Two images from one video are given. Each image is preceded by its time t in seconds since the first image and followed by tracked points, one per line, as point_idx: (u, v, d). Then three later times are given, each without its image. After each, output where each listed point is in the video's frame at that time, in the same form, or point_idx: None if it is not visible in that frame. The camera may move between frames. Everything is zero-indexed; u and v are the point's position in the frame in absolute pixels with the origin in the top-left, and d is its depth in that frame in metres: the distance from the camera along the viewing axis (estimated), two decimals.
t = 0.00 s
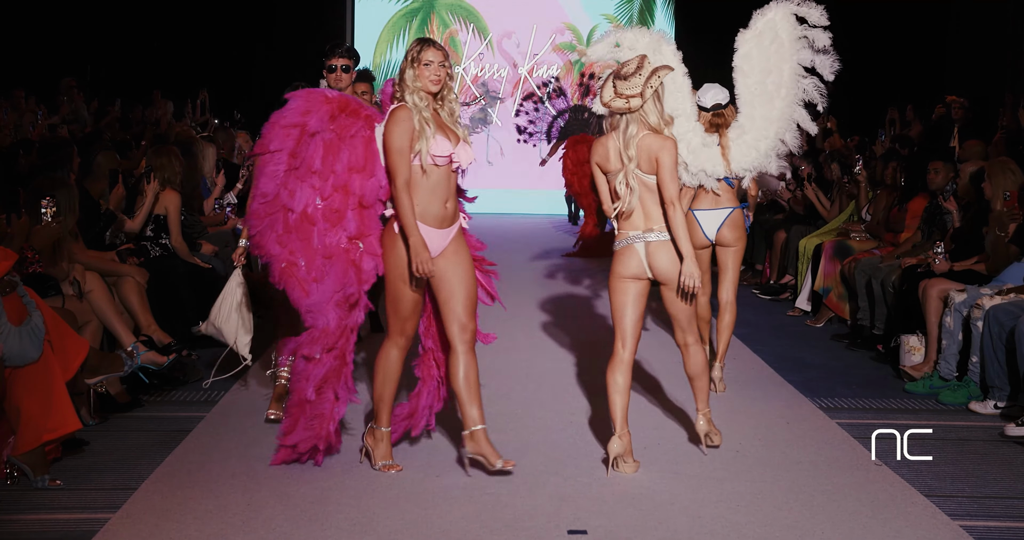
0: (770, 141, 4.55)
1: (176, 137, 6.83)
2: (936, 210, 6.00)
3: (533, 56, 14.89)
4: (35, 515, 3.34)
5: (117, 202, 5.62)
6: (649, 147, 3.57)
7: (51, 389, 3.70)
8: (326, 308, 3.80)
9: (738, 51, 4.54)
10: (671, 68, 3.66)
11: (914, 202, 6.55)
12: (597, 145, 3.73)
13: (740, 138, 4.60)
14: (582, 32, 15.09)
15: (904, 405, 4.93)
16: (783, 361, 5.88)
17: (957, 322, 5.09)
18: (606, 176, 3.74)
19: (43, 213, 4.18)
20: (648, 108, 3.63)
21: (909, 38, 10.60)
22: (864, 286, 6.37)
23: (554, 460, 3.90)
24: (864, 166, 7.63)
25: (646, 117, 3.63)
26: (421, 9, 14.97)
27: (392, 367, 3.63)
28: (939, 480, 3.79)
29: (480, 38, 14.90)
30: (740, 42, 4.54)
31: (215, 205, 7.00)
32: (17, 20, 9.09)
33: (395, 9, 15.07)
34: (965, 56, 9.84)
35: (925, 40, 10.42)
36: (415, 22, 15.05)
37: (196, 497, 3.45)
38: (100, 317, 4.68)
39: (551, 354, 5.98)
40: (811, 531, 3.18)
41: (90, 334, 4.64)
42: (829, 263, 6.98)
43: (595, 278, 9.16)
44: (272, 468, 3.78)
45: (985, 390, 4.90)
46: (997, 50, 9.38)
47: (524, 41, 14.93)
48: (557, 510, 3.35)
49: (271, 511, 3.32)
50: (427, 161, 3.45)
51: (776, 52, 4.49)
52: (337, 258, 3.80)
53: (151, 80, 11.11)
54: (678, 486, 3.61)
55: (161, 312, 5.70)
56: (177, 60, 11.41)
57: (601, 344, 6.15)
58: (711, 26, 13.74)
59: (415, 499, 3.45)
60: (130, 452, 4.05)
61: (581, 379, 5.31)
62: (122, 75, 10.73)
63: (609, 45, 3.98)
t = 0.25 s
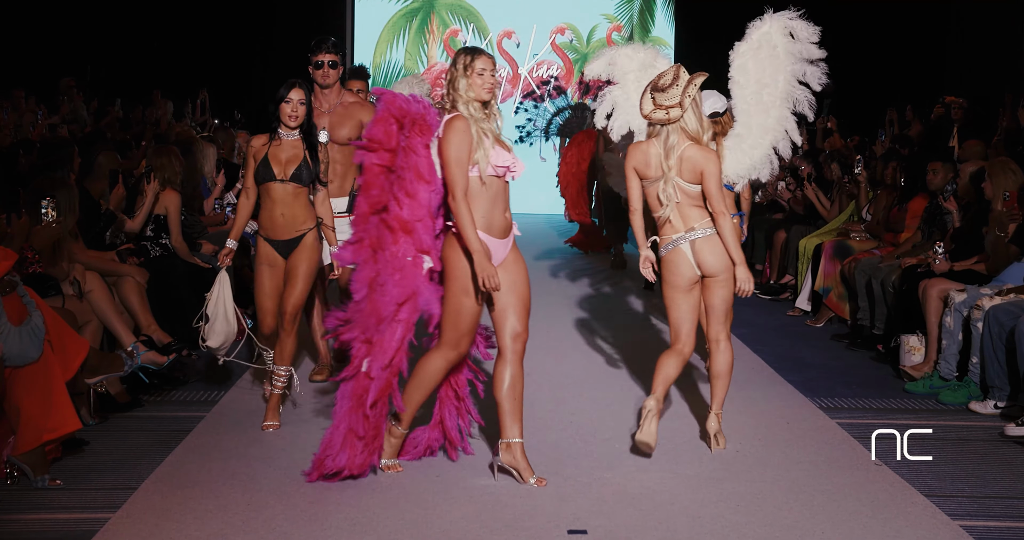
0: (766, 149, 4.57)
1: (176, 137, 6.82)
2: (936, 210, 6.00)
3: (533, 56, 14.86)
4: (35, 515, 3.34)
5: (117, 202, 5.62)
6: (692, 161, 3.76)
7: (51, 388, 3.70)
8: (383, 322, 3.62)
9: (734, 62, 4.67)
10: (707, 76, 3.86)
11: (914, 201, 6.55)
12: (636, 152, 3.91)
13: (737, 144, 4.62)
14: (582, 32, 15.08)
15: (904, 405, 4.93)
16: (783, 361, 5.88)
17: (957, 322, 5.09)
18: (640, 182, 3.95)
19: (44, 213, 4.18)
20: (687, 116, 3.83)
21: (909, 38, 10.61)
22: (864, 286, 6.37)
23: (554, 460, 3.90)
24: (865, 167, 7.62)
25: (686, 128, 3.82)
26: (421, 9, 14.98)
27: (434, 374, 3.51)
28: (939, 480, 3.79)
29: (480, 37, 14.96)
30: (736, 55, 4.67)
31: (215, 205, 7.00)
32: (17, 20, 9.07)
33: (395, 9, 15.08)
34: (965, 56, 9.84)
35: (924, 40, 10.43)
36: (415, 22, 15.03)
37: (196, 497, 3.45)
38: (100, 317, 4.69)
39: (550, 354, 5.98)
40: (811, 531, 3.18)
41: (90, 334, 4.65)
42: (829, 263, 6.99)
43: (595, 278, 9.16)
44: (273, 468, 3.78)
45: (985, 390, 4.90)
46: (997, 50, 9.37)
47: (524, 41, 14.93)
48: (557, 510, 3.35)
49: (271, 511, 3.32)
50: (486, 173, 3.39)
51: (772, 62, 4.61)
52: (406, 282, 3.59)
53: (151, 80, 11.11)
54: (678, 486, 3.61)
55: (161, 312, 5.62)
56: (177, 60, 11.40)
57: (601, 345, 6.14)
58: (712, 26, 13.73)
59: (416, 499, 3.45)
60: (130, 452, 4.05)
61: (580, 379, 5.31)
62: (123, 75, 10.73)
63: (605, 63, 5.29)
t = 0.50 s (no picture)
0: (759, 135, 5.45)
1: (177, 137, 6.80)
2: (936, 210, 6.01)
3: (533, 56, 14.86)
4: (35, 515, 3.34)
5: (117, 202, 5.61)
6: (728, 147, 4.02)
7: (52, 388, 3.71)
8: (470, 329, 3.51)
9: (731, 52, 5.61)
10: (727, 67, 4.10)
11: (914, 201, 6.55)
12: (671, 141, 4.06)
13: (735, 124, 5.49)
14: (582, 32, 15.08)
15: (904, 405, 4.93)
16: (783, 362, 5.88)
17: (957, 322, 5.09)
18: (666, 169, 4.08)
19: (44, 213, 4.19)
20: (715, 105, 4.04)
21: (909, 38, 10.62)
22: (864, 286, 6.37)
23: (554, 460, 3.90)
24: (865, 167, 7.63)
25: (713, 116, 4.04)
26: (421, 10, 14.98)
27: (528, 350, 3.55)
28: (939, 480, 3.79)
29: (480, 37, 14.95)
30: (732, 45, 5.62)
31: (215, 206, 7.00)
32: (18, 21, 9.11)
33: (395, 9, 15.09)
34: (965, 56, 9.82)
35: (924, 40, 10.44)
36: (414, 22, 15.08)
37: (196, 497, 3.46)
38: (100, 317, 4.69)
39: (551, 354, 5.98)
40: (811, 531, 3.18)
41: (90, 334, 4.66)
42: (829, 263, 6.99)
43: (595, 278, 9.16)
44: (273, 468, 3.78)
45: (985, 390, 4.90)
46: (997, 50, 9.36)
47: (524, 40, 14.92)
48: (558, 510, 3.35)
49: (271, 511, 3.32)
50: (543, 174, 3.46)
51: (765, 52, 5.54)
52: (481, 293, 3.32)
53: (151, 80, 11.12)
54: (679, 486, 3.61)
55: (161, 312, 5.63)
56: (177, 60, 11.40)
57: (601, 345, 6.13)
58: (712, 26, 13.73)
59: (415, 499, 3.45)
60: (130, 452, 4.05)
61: (580, 379, 5.32)
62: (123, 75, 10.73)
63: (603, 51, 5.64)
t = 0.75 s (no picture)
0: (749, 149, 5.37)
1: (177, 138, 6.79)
2: (936, 210, 6.01)
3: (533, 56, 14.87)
4: (35, 515, 3.34)
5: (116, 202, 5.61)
6: (746, 157, 4.18)
7: (52, 388, 3.71)
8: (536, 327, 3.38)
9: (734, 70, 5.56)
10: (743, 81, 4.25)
11: (914, 201, 6.56)
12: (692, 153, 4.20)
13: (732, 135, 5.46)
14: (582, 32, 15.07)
15: (904, 405, 4.93)
16: (783, 361, 5.88)
17: (958, 322, 5.09)
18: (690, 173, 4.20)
19: (43, 213, 4.19)
20: (731, 116, 4.17)
21: (909, 38, 10.63)
22: (864, 286, 6.37)
23: (554, 461, 3.89)
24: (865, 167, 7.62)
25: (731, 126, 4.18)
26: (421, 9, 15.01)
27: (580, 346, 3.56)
28: (939, 480, 3.79)
29: (480, 38, 14.81)
30: (736, 62, 5.56)
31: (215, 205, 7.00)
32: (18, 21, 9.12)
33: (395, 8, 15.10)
34: (966, 56, 9.81)
35: (924, 41, 10.44)
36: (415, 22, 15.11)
37: (196, 497, 3.46)
38: (100, 317, 4.69)
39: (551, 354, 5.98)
40: (811, 531, 3.18)
41: (90, 333, 4.66)
42: (829, 263, 6.99)
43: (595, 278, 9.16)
44: (274, 468, 3.78)
45: (985, 390, 4.90)
46: (998, 49, 9.34)
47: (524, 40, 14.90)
48: (558, 510, 3.35)
49: (271, 511, 3.32)
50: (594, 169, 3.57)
51: (768, 72, 5.50)
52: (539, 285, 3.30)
53: (151, 80, 11.12)
54: (679, 486, 3.61)
55: (161, 312, 5.62)
56: (177, 60, 11.41)
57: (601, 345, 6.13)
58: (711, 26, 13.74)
59: (415, 499, 3.45)
60: (130, 452, 4.05)
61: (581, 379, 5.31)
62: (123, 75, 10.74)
63: (615, 51, 5.65)
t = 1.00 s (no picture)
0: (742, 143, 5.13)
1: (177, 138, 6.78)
2: (936, 210, 6.02)
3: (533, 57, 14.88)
4: (35, 515, 3.34)
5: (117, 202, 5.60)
6: (752, 143, 4.25)
7: (51, 388, 3.70)
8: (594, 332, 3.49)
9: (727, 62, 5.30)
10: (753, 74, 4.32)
11: (914, 201, 6.56)
12: (696, 141, 4.32)
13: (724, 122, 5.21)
14: (582, 32, 15.06)
15: (904, 405, 4.93)
16: (783, 361, 5.88)
17: (957, 322, 5.09)
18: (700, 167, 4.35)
19: (43, 213, 4.19)
20: (742, 104, 4.26)
21: (909, 39, 10.63)
22: (864, 286, 6.37)
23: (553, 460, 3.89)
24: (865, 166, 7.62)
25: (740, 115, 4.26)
26: (421, 9, 14.98)
27: (619, 350, 3.69)
28: (939, 480, 3.79)
29: (480, 38, 14.87)
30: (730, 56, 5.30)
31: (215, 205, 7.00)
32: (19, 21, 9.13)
33: (395, 8, 15.09)
34: (966, 57, 9.81)
35: (924, 41, 10.44)
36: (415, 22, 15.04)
37: (196, 497, 3.46)
38: (100, 317, 4.69)
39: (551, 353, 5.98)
40: (811, 531, 3.18)
41: (90, 333, 4.65)
42: (829, 263, 6.99)
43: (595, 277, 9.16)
44: (274, 468, 3.78)
45: (985, 390, 4.90)
46: (998, 50, 9.34)
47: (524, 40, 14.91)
48: (557, 510, 3.35)
49: (271, 511, 3.32)
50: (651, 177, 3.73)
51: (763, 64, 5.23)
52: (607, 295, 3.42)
53: (151, 80, 11.12)
54: (679, 486, 3.61)
55: (161, 312, 5.65)
56: (177, 60, 11.41)
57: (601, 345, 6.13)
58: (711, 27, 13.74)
59: (414, 499, 3.45)
60: (130, 452, 4.05)
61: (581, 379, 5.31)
62: (122, 75, 10.74)
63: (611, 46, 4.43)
